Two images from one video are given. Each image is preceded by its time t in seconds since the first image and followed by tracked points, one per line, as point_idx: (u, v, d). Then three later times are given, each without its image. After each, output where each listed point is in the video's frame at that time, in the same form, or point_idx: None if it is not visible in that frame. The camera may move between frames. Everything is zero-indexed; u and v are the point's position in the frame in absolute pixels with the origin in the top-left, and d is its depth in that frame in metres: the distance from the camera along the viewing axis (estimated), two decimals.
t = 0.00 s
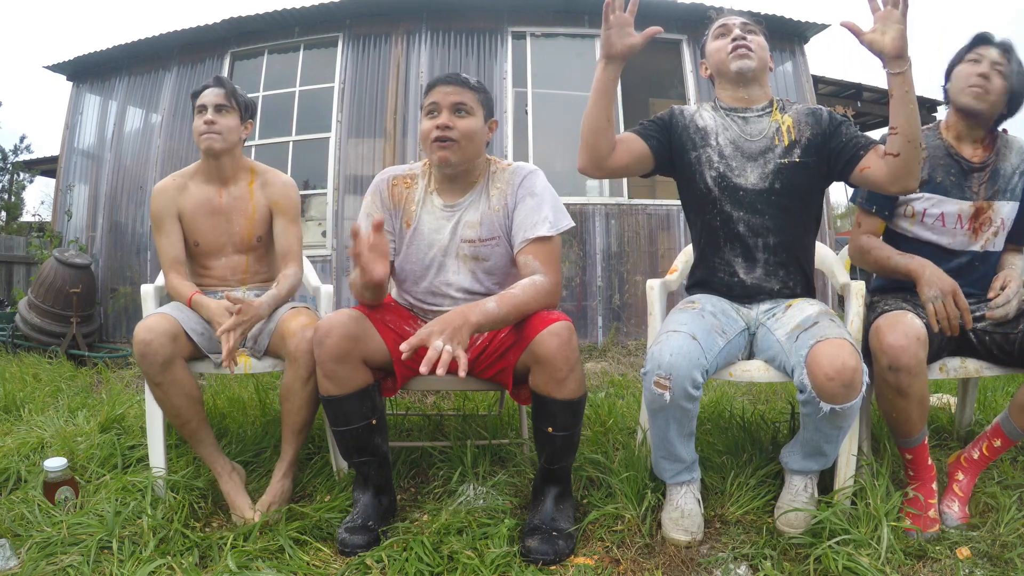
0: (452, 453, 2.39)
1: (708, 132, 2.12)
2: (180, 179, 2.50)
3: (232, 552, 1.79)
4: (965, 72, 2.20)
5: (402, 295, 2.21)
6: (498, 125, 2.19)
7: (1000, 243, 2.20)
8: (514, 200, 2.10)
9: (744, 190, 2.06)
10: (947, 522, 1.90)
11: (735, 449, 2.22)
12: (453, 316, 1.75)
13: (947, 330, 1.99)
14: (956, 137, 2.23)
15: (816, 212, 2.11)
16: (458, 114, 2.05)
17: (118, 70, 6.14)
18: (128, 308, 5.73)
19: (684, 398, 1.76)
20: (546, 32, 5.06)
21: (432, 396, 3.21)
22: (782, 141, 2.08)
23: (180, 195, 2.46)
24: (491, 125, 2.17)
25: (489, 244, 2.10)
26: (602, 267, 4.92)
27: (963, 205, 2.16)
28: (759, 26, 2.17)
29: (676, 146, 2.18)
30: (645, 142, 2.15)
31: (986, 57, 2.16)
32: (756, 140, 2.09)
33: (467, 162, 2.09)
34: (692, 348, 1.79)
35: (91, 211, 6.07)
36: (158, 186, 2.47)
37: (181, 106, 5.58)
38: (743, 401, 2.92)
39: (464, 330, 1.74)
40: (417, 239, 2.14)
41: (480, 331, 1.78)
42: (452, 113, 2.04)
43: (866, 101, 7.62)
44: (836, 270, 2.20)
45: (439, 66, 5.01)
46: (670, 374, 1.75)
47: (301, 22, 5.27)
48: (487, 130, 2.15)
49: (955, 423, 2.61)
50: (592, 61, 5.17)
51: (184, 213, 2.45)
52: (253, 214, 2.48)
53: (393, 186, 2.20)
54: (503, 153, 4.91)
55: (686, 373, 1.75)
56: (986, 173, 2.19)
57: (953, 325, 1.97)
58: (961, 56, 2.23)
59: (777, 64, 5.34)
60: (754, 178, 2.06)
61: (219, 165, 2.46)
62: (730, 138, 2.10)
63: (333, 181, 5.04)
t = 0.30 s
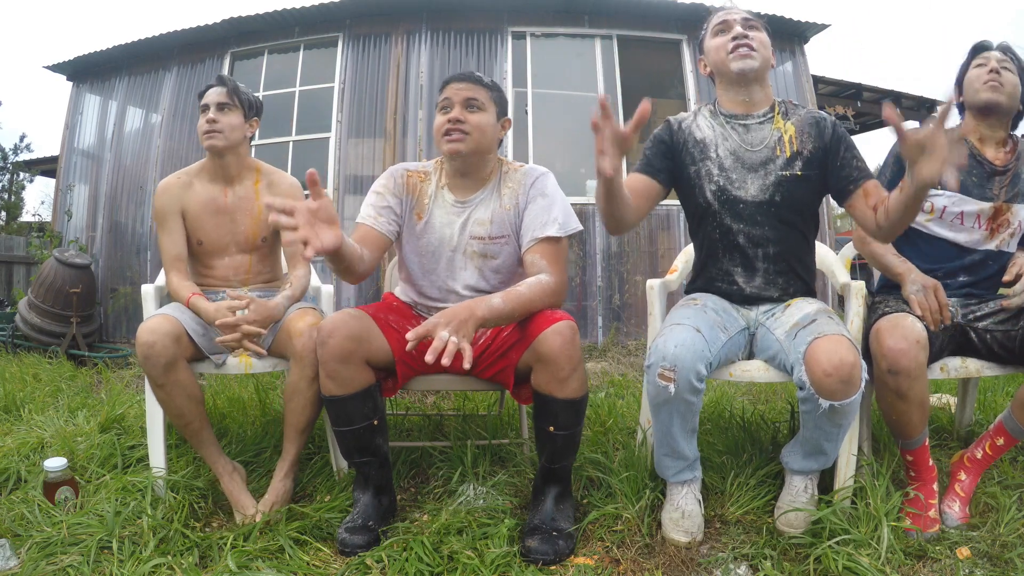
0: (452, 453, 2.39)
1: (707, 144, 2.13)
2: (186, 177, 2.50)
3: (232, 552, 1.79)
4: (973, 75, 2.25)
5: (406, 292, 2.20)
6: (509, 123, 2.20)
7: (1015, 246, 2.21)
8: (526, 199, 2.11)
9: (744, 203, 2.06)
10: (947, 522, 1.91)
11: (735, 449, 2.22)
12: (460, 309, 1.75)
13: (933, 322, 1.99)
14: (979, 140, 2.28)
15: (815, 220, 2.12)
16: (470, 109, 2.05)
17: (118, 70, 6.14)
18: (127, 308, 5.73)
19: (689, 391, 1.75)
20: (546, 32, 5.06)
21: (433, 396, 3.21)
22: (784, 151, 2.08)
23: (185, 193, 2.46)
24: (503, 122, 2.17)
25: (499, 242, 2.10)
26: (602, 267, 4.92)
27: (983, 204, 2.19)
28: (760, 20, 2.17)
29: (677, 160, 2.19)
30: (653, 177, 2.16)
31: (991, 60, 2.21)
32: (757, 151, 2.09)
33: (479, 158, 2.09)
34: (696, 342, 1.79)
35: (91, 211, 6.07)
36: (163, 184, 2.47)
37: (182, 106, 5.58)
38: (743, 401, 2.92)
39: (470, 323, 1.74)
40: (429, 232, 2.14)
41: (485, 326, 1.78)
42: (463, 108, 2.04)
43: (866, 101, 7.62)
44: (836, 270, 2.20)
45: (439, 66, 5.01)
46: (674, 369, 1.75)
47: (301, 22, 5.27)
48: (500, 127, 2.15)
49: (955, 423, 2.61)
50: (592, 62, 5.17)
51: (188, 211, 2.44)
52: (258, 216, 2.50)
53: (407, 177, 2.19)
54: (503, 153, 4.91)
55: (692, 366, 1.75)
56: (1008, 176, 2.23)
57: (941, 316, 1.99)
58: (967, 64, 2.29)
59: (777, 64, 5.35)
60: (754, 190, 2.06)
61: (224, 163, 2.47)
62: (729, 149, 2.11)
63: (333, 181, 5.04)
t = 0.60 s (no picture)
0: (452, 453, 2.39)
1: (705, 147, 2.13)
2: (193, 175, 2.50)
3: (232, 552, 1.79)
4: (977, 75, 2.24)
5: (408, 292, 2.21)
6: (515, 123, 2.19)
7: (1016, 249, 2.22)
8: (529, 199, 2.12)
9: (743, 206, 2.06)
10: (947, 522, 1.91)
11: (735, 449, 2.22)
12: (465, 307, 1.75)
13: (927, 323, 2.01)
14: (982, 142, 2.27)
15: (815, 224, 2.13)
16: (475, 109, 2.05)
17: (118, 70, 6.14)
18: (127, 308, 5.73)
19: (691, 391, 1.75)
20: (546, 32, 5.06)
21: (433, 396, 3.21)
22: (784, 154, 2.08)
23: (192, 192, 2.46)
24: (507, 121, 2.16)
25: (503, 242, 2.10)
26: (602, 267, 4.92)
27: (983, 207, 2.22)
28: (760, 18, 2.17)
29: (677, 162, 2.19)
30: (654, 186, 2.17)
31: (995, 58, 2.21)
32: (757, 153, 2.09)
33: (484, 158, 2.09)
34: (698, 342, 1.80)
35: (91, 211, 6.06)
36: (170, 181, 2.47)
37: (182, 106, 5.57)
38: (743, 402, 2.92)
39: (475, 321, 1.74)
40: (433, 233, 2.14)
41: (490, 324, 1.78)
42: (469, 107, 2.04)
43: (866, 101, 7.62)
44: (836, 269, 2.20)
45: (440, 66, 5.01)
46: (677, 369, 1.74)
47: (301, 22, 5.27)
48: (504, 127, 2.15)
49: (955, 424, 2.61)
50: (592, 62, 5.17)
51: (195, 209, 2.44)
52: (263, 216, 2.50)
53: (411, 179, 2.19)
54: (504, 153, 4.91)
55: (694, 367, 1.75)
56: (1010, 179, 2.22)
57: (934, 317, 2.02)
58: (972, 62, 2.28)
59: (777, 64, 5.34)
60: (753, 193, 2.06)
61: (231, 164, 2.47)
62: (728, 151, 2.11)
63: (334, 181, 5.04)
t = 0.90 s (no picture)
0: (451, 453, 2.39)
1: (704, 149, 2.13)
2: (193, 176, 2.50)
3: (232, 552, 1.79)
4: (979, 75, 2.24)
5: (407, 293, 2.21)
6: (514, 124, 2.19)
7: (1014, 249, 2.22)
8: (529, 199, 2.11)
9: (742, 209, 2.06)
10: (947, 522, 1.91)
11: (735, 449, 2.22)
12: (463, 308, 1.75)
13: (927, 324, 2.01)
14: (981, 142, 2.27)
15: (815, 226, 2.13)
16: (475, 110, 2.05)
17: (118, 70, 6.14)
18: (128, 308, 5.73)
19: (693, 392, 1.75)
20: (546, 32, 5.06)
21: (433, 396, 3.21)
22: (783, 155, 2.08)
23: (193, 192, 2.46)
24: (507, 123, 2.16)
25: (502, 242, 2.10)
26: (602, 267, 4.92)
27: (981, 208, 2.21)
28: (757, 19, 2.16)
29: (676, 165, 2.19)
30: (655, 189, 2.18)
31: (996, 58, 2.21)
32: (756, 155, 2.09)
33: (484, 159, 2.09)
34: (700, 343, 1.80)
35: (91, 211, 6.06)
36: (171, 182, 2.47)
37: (182, 107, 5.57)
38: (743, 402, 2.92)
39: (474, 322, 1.74)
40: (432, 234, 2.14)
41: (488, 325, 1.78)
42: (469, 107, 2.04)
43: (866, 101, 7.62)
44: (836, 269, 2.20)
45: (440, 66, 5.01)
46: (678, 369, 1.74)
47: (301, 22, 5.27)
48: (504, 127, 2.14)
49: (955, 424, 2.61)
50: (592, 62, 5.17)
51: (195, 210, 2.44)
52: (264, 217, 2.50)
53: (411, 180, 2.19)
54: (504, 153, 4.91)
55: (695, 367, 1.75)
56: (1008, 180, 2.22)
57: (933, 318, 2.02)
58: (972, 61, 2.28)
59: (777, 64, 5.34)
60: (752, 195, 2.06)
61: (231, 165, 2.47)
62: (727, 154, 2.11)
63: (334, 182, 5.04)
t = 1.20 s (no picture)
0: (451, 453, 2.39)
1: (703, 151, 2.13)
2: (192, 176, 2.50)
3: (232, 552, 1.79)
4: (980, 75, 2.24)
5: (407, 293, 2.21)
6: (514, 125, 2.19)
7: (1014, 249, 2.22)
8: (528, 199, 2.11)
9: (741, 209, 2.06)
10: (947, 522, 1.90)
11: (735, 449, 2.22)
12: (461, 310, 1.75)
13: (928, 324, 2.01)
14: (981, 143, 2.27)
15: (814, 226, 2.13)
16: (475, 110, 2.05)
17: (118, 70, 6.14)
18: (128, 308, 5.73)
19: (694, 397, 1.75)
20: (546, 32, 5.06)
21: (433, 396, 3.21)
22: (781, 156, 2.08)
23: (192, 193, 2.46)
24: (507, 124, 2.15)
25: (501, 242, 2.10)
26: (602, 267, 4.93)
27: (981, 209, 2.21)
28: (753, 18, 2.15)
29: (674, 167, 2.19)
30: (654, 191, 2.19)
31: (998, 58, 2.21)
32: (754, 156, 2.09)
33: (484, 159, 2.09)
34: (701, 346, 1.80)
35: (91, 211, 6.06)
36: (170, 182, 2.47)
37: (182, 107, 5.57)
38: (743, 402, 2.92)
39: (472, 324, 1.74)
40: (432, 235, 2.14)
41: (487, 326, 1.78)
42: (469, 108, 2.04)
43: (866, 101, 7.62)
44: (836, 269, 2.20)
45: (440, 66, 5.01)
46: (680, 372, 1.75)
47: (301, 22, 5.27)
48: (504, 128, 2.14)
49: (955, 424, 2.61)
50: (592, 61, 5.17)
51: (194, 211, 2.44)
52: (263, 217, 2.49)
53: (411, 180, 2.19)
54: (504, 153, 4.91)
55: (696, 371, 1.75)
56: (1008, 180, 2.22)
57: (934, 317, 2.02)
58: (973, 61, 2.28)
59: (777, 64, 5.34)
60: (751, 195, 2.06)
61: (229, 165, 2.47)
62: (726, 155, 2.11)
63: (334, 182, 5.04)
